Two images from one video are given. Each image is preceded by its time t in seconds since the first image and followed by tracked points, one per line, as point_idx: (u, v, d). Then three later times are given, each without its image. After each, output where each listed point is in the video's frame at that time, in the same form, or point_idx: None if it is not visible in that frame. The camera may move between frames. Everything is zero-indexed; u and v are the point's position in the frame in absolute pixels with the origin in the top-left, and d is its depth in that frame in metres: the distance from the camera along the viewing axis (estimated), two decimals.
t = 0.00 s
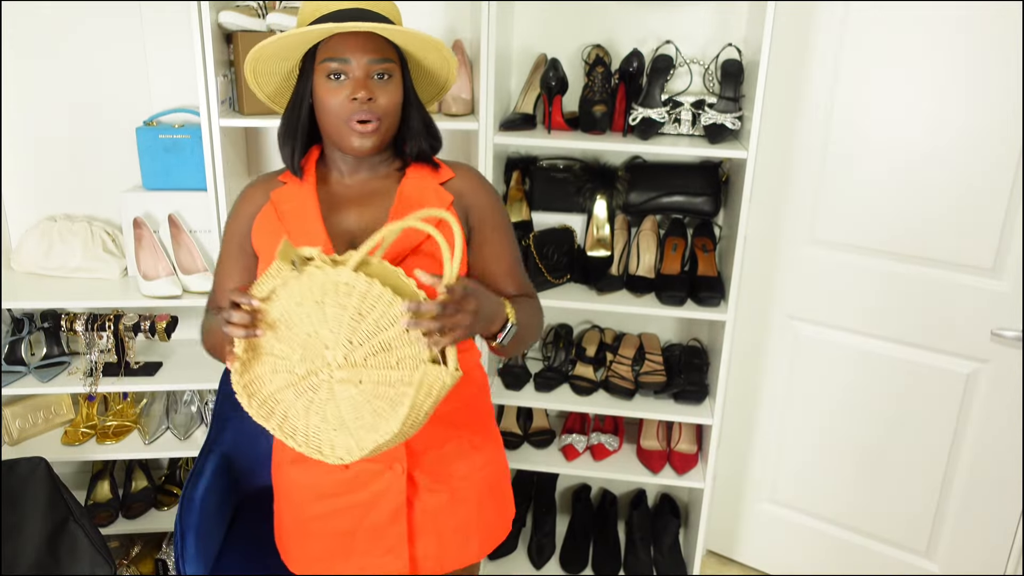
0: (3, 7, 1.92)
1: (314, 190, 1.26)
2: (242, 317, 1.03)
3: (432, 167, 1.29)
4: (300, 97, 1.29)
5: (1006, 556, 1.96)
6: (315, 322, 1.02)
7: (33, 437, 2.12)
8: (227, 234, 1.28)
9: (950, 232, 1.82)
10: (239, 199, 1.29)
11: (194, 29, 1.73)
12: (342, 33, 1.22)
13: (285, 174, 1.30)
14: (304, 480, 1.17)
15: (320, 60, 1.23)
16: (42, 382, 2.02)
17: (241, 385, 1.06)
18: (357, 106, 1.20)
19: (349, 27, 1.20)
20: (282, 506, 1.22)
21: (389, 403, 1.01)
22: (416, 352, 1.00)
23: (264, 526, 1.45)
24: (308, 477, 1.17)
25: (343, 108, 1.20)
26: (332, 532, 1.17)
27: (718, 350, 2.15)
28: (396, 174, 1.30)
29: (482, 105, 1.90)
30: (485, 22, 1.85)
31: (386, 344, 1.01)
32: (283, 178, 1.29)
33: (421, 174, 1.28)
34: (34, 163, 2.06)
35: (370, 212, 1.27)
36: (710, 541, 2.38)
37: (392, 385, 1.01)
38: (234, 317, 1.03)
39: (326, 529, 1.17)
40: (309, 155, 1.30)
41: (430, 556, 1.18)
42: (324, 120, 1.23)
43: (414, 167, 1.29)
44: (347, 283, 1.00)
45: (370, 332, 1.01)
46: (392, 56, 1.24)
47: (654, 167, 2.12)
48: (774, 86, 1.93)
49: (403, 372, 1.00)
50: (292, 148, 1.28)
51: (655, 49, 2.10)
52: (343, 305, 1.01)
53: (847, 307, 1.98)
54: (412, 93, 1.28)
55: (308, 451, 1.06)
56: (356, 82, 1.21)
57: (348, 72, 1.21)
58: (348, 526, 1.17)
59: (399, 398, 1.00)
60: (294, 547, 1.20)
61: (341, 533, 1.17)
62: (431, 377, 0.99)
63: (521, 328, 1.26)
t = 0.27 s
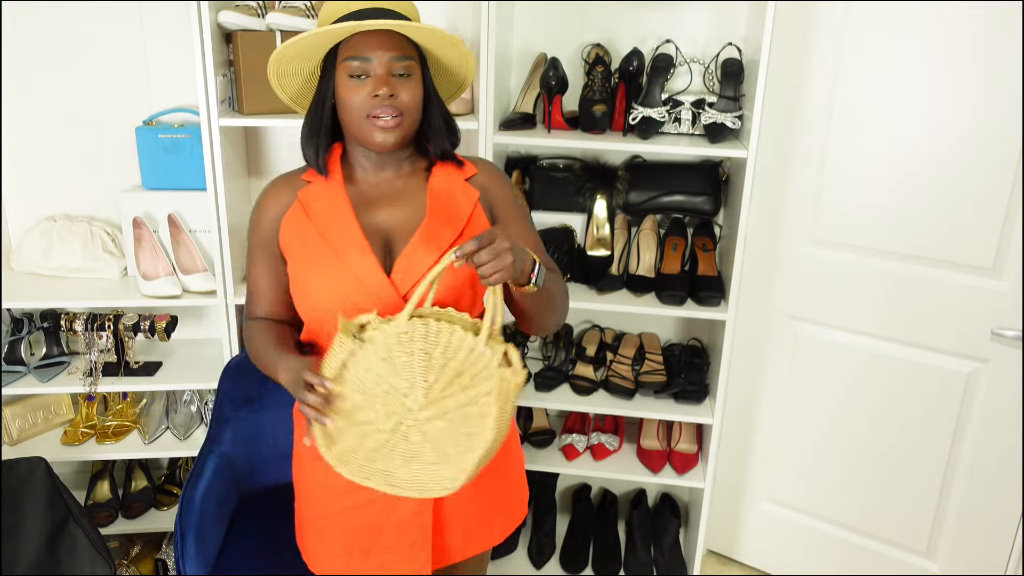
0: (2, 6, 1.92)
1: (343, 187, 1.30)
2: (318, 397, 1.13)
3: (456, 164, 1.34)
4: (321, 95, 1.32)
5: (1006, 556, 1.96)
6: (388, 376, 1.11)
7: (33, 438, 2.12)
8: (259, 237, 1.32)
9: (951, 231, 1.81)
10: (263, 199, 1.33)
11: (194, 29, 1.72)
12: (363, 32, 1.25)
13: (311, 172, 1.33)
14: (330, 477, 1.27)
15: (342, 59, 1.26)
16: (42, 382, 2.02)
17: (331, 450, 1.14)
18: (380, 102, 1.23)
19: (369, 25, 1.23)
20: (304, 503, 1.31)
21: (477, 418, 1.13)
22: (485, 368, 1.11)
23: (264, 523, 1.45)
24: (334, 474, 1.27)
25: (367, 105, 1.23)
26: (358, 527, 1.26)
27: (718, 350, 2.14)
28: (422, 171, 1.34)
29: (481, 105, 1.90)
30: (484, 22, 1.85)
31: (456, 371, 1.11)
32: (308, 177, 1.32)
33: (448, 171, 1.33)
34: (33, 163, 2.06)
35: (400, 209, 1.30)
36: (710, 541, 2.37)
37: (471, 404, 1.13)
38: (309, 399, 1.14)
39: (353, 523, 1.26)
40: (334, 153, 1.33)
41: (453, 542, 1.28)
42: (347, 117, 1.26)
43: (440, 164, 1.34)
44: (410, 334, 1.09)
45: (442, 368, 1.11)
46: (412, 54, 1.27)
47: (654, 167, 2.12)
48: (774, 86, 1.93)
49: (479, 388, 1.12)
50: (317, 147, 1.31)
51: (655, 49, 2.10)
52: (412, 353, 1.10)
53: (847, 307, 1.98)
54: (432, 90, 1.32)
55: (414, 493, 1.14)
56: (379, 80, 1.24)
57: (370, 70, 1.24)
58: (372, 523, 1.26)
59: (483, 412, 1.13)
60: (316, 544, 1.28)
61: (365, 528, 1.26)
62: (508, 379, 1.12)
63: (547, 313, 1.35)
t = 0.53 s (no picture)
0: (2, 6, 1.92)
1: (336, 184, 1.29)
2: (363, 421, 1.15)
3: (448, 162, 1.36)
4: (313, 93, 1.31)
5: (1006, 556, 1.96)
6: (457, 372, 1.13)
7: (33, 438, 2.12)
8: (251, 238, 1.29)
9: (951, 232, 1.81)
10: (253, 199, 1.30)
11: (194, 29, 1.72)
12: (358, 31, 1.26)
13: (302, 169, 1.32)
14: (317, 476, 1.27)
15: (336, 57, 1.26)
16: (42, 382, 2.02)
17: (438, 465, 1.15)
18: (375, 102, 1.24)
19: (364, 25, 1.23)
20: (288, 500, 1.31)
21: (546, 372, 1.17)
22: (534, 325, 1.14)
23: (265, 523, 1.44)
24: (324, 471, 1.27)
25: (361, 104, 1.24)
26: (348, 525, 1.27)
27: (718, 350, 2.14)
28: (414, 170, 1.35)
29: (481, 105, 1.90)
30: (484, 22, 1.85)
31: (512, 338, 1.14)
32: (300, 173, 1.31)
33: (440, 170, 1.35)
34: (33, 163, 2.06)
35: (394, 206, 1.30)
36: (710, 541, 2.37)
37: (536, 362, 1.17)
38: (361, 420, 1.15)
39: (342, 521, 1.27)
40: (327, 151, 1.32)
41: (440, 540, 1.29)
42: (341, 116, 1.26)
43: (432, 163, 1.36)
44: (457, 328, 1.12)
45: (499, 342, 1.14)
46: (406, 54, 1.28)
47: (655, 167, 2.12)
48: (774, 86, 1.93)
49: (539, 344, 1.16)
50: (309, 145, 1.30)
51: (655, 49, 2.10)
52: (467, 343, 1.12)
53: (847, 307, 1.98)
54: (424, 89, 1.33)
55: (521, 463, 1.19)
56: (373, 79, 1.25)
57: (364, 69, 1.25)
58: (365, 517, 1.27)
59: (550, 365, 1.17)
60: (302, 542, 1.28)
61: (356, 525, 1.27)
62: (559, 323, 1.16)
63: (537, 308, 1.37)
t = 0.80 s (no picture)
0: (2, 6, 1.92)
1: (311, 189, 1.28)
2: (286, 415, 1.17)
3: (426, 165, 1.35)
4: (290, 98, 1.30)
5: (1006, 556, 1.96)
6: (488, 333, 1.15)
7: (33, 438, 2.12)
8: (224, 238, 1.29)
9: (951, 232, 1.81)
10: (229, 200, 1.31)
11: (194, 29, 1.72)
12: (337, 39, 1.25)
13: (278, 174, 1.31)
14: (288, 480, 1.24)
15: (315, 65, 1.26)
16: (42, 382, 2.02)
17: (474, 431, 1.14)
18: (354, 110, 1.24)
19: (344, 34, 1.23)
20: (261, 507, 1.26)
21: (566, 335, 1.22)
22: (557, 288, 1.20)
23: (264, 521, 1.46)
24: (298, 475, 1.24)
25: (341, 113, 1.24)
26: (319, 532, 1.22)
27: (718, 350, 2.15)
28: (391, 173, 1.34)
29: (481, 105, 1.90)
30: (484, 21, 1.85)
31: (539, 302, 1.19)
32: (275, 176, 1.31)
33: (417, 174, 1.33)
34: (33, 163, 2.06)
35: (367, 210, 1.29)
36: (710, 541, 2.37)
37: (558, 325, 1.21)
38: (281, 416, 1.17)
39: (312, 527, 1.22)
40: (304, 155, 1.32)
41: (414, 559, 1.22)
42: (320, 123, 1.26)
43: (410, 166, 1.34)
44: (492, 291, 1.14)
45: (527, 305, 1.18)
46: (386, 61, 1.28)
47: (655, 167, 2.12)
48: (774, 86, 1.93)
49: (560, 307, 1.21)
50: (286, 150, 1.29)
51: (655, 49, 2.10)
52: (501, 306, 1.15)
53: (847, 307, 1.98)
54: (402, 94, 1.33)
55: (545, 425, 1.22)
56: (354, 88, 1.25)
57: (344, 77, 1.26)
58: (338, 524, 1.22)
59: (570, 328, 1.22)
60: (272, 548, 1.24)
61: (329, 532, 1.22)
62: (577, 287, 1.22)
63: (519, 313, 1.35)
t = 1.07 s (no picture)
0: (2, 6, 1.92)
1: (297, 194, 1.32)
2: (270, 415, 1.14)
3: (414, 170, 1.36)
4: (279, 101, 1.33)
5: (1006, 556, 1.96)
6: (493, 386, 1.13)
7: (33, 438, 2.12)
8: (216, 242, 1.34)
9: (951, 232, 1.81)
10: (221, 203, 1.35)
11: (194, 29, 1.72)
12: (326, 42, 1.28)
13: (268, 177, 1.36)
14: (271, 481, 1.29)
15: (304, 68, 1.29)
16: (42, 382, 2.02)
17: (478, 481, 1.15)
18: (343, 113, 1.27)
19: (333, 38, 1.26)
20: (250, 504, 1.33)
21: (559, 379, 1.23)
22: (553, 334, 1.20)
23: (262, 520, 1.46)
24: (282, 477, 1.29)
25: (330, 115, 1.27)
26: (298, 533, 1.27)
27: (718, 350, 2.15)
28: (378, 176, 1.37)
29: (481, 105, 1.90)
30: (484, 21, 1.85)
31: (537, 349, 1.18)
32: (264, 181, 1.35)
33: (404, 177, 1.35)
34: (33, 163, 2.06)
35: (350, 215, 1.32)
36: (710, 541, 2.37)
37: (552, 370, 1.22)
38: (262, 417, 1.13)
39: (291, 527, 1.28)
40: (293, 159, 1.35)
41: (385, 567, 1.24)
42: (309, 126, 1.29)
43: (397, 168, 1.37)
44: (499, 342, 1.12)
45: (527, 353, 1.17)
46: (373, 64, 1.31)
47: (655, 167, 2.12)
48: (774, 86, 1.93)
49: (556, 352, 1.21)
50: (276, 152, 1.33)
51: (655, 49, 2.10)
52: (504, 355, 1.13)
53: (847, 307, 1.98)
54: (389, 98, 1.36)
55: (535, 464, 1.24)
56: (342, 91, 1.28)
57: (333, 79, 1.29)
58: (315, 528, 1.27)
59: (562, 373, 1.23)
60: (259, 543, 1.31)
61: (307, 534, 1.27)
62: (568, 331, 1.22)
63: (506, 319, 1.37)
